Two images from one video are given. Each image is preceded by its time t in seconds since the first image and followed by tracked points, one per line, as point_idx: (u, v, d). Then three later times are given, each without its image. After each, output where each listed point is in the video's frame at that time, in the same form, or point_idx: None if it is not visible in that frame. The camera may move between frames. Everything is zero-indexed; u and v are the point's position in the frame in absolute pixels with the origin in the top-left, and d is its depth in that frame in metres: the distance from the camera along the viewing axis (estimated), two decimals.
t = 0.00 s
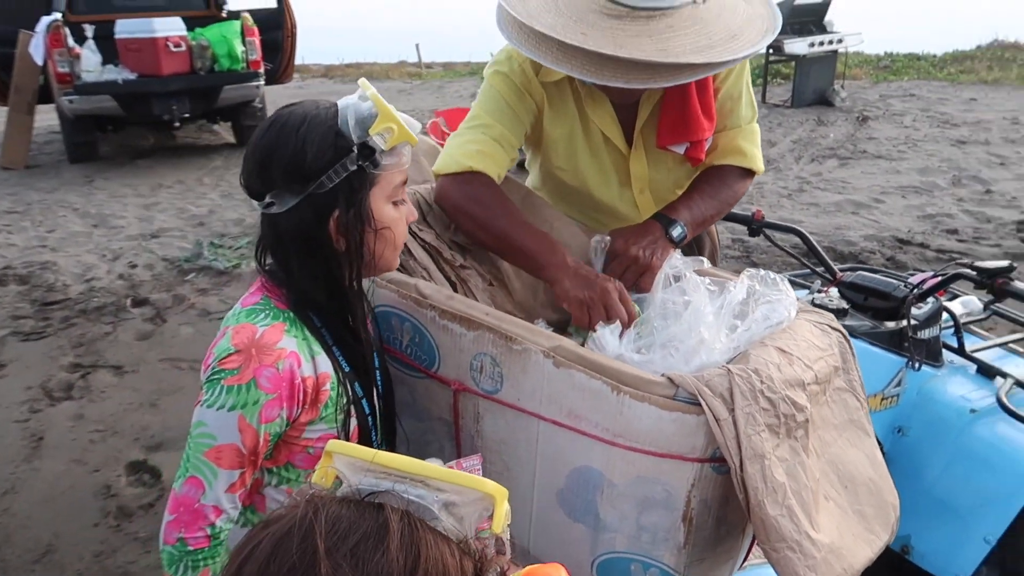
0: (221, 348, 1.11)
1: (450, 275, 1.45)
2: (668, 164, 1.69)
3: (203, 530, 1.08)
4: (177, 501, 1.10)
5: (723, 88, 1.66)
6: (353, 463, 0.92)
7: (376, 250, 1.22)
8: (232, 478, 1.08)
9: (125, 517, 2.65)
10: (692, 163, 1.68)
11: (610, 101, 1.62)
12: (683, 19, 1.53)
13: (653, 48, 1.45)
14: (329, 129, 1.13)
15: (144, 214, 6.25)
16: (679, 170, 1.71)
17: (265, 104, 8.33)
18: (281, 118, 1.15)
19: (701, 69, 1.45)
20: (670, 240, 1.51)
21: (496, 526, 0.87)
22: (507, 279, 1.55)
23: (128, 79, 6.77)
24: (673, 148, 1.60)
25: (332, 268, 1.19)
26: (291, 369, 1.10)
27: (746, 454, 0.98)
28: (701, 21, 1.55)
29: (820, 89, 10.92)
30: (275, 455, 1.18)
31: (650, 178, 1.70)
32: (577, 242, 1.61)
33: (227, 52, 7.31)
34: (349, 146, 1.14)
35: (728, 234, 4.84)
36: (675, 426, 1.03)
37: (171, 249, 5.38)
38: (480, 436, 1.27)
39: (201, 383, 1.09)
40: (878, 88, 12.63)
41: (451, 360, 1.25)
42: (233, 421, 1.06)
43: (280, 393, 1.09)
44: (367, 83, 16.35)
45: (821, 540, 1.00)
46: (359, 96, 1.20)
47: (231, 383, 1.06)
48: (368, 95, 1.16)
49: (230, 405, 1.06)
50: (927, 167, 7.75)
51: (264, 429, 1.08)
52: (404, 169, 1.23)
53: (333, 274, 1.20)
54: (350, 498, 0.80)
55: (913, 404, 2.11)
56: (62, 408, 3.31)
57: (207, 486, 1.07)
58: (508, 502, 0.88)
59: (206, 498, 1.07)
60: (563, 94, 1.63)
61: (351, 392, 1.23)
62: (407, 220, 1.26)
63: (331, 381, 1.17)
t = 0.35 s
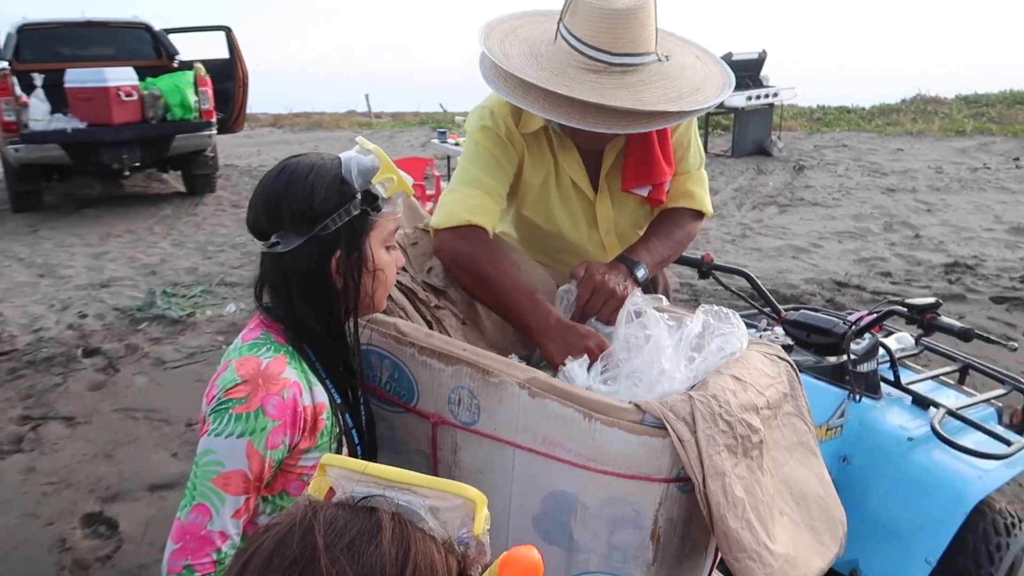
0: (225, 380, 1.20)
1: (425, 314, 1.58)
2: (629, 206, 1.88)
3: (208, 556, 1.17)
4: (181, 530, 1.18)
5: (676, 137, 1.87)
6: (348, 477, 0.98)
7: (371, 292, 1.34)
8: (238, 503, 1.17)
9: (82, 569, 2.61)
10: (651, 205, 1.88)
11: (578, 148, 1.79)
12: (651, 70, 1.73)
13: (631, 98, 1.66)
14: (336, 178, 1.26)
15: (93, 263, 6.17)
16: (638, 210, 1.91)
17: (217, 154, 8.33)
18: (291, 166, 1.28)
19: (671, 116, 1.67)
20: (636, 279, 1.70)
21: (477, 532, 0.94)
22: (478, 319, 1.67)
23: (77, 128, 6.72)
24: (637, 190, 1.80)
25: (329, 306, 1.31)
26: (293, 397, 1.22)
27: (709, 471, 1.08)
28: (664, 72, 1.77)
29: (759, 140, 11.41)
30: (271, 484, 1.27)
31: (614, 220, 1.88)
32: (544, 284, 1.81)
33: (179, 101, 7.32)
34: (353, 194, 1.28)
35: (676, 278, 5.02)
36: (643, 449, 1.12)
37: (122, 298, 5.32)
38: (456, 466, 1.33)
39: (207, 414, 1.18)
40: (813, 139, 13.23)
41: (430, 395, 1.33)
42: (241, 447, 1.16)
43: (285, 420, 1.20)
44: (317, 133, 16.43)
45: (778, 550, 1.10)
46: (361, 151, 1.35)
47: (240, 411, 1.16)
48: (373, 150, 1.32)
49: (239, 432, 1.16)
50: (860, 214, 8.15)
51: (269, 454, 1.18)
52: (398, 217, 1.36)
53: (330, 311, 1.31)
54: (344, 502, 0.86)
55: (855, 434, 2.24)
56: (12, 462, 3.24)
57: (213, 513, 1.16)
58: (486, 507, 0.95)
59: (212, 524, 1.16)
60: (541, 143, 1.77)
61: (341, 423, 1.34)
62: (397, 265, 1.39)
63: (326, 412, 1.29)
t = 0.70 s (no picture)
0: (190, 400, 1.25)
1: (387, 338, 1.64)
2: (576, 225, 2.06)
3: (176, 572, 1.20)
4: (148, 548, 1.21)
5: (618, 161, 2.05)
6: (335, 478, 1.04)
7: (327, 313, 1.39)
8: (205, 519, 1.21)
9: None
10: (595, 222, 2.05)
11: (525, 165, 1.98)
12: (589, 83, 1.90)
13: (568, 99, 1.81)
14: (289, 206, 1.31)
15: (35, 297, 6.02)
16: (586, 230, 2.08)
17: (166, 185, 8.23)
18: (246, 196, 1.32)
19: (606, 117, 1.82)
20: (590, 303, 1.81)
21: (455, 529, 1.00)
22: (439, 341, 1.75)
23: (20, 159, 6.56)
24: (581, 207, 1.96)
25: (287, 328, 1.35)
26: (258, 414, 1.26)
27: (661, 480, 1.14)
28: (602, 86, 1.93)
29: (705, 171, 11.75)
30: (238, 501, 1.30)
31: (562, 237, 2.05)
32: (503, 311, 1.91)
33: (126, 133, 7.23)
34: (306, 220, 1.33)
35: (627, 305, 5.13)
36: (600, 461, 1.18)
37: (67, 332, 5.20)
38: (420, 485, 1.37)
39: (173, 433, 1.22)
40: (757, 171, 13.67)
41: (394, 416, 1.37)
42: (208, 463, 1.20)
43: (250, 435, 1.24)
44: (267, 164, 16.30)
45: (726, 553, 1.17)
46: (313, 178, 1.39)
47: (206, 428, 1.21)
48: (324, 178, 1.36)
49: (206, 447, 1.20)
50: (802, 242, 8.45)
51: (236, 469, 1.22)
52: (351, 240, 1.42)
53: (288, 332, 1.36)
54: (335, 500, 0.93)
55: (800, 450, 2.34)
56: None
57: (181, 529, 1.20)
58: (463, 508, 1.02)
59: (180, 540, 1.19)
60: (488, 160, 1.97)
61: (304, 439, 1.38)
62: (354, 285, 1.44)
63: (291, 428, 1.33)
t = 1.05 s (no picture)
0: (172, 409, 1.30)
1: (373, 344, 1.71)
2: (550, 231, 2.16)
3: (173, 572, 1.26)
4: (144, 551, 1.27)
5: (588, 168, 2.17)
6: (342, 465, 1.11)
7: (291, 317, 1.44)
8: (195, 520, 1.27)
9: None
10: (568, 227, 2.14)
11: (498, 174, 2.08)
12: (551, 92, 2.00)
13: (532, 108, 1.90)
14: (245, 216, 1.36)
15: (12, 319, 5.99)
16: (560, 235, 2.18)
17: (144, 207, 8.22)
18: (204, 208, 1.38)
19: (569, 122, 1.91)
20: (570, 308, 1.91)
21: (464, 506, 1.09)
22: (423, 347, 1.82)
23: None
24: (552, 212, 2.05)
25: (252, 332, 1.41)
26: (238, 416, 1.33)
27: (634, 471, 1.21)
28: (563, 94, 2.03)
29: (681, 192, 11.93)
30: (225, 500, 1.37)
31: (537, 243, 2.15)
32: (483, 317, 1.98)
33: (105, 154, 7.25)
34: (263, 229, 1.38)
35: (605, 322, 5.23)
36: (577, 454, 1.24)
37: (46, 353, 5.18)
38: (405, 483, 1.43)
39: (158, 441, 1.28)
40: (732, 191, 13.90)
41: (380, 417, 1.43)
42: (194, 467, 1.26)
43: (232, 438, 1.30)
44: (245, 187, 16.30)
45: (696, 540, 1.24)
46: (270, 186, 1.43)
47: (190, 434, 1.27)
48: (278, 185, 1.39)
49: (190, 453, 1.26)
50: (777, 260, 8.61)
51: (221, 470, 1.28)
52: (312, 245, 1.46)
53: (254, 337, 1.42)
54: (353, 490, 1.02)
55: (772, 455, 2.43)
56: None
57: (174, 531, 1.25)
58: (470, 487, 1.10)
59: (173, 541, 1.25)
60: (464, 173, 2.05)
61: (284, 434, 1.45)
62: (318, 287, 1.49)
63: (271, 426, 1.40)
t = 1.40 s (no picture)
0: (164, 411, 1.36)
1: (370, 344, 1.78)
2: (538, 236, 2.23)
3: (171, 565, 1.30)
4: (141, 547, 1.31)
5: (576, 176, 2.25)
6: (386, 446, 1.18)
7: (269, 320, 1.52)
8: (190, 514, 1.32)
9: None
10: (556, 233, 2.21)
11: (488, 180, 2.15)
12: (540, 101, 2.07)
13: (522, 115, 1.97)
14: (221, 228, 1.43)
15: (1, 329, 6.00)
16: (548, 241, 2.26)
17: (134, 218, 8.24)
18: (181, 222, 1.46)
19: (557, 130, 1.98)
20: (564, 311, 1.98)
21: (502, 487, 1.18)
22: (417, 347, 1.89)
23: None
24: (540, 218, 2.12)
25: (234, 336, 1.48)
26: (228, 416, 1.40)
27: (621, 460, 1.28)
28: (553, 104, 2.11)
29: (667, 204, 12.07)
30: (216, 497, 1.43)
31: (525, 247, 2.22)
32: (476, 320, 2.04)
33: (95, 165, 7.22)
34: (238, 237, 1.45)
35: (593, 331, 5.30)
36: (566, 446, 1.31)
37: (37, 362, 5.20)
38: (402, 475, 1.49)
39: (152, 443, 1.34)
40: (718, 203, 14.06)
41: (378, 413, 1.49)
42: (188, 464, 1.32)
43: (223, 435, 1.37)
44: (233, 199, 16.31)
45: (679, 526, 1.32)
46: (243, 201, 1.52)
47: (183, 433, 1.33)
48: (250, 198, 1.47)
49: (183, 450, 1.32)
50: (761, 271, 8.73)
51: (213, 466, 1.35)
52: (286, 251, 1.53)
53: (237, 341, 1.49)
54: (405, 471, 1.13)
55: (754, 455, 2.50)
56: None
57: (171, 525, 1.30)
58: (506, 468, 1.19)
59: (171, 535, 1.30)
60: (452, 176, 2.13)
61: (272, 435, 1.53)
62: (294, 291, 1.56)
63: (258, 425, 1.48)
